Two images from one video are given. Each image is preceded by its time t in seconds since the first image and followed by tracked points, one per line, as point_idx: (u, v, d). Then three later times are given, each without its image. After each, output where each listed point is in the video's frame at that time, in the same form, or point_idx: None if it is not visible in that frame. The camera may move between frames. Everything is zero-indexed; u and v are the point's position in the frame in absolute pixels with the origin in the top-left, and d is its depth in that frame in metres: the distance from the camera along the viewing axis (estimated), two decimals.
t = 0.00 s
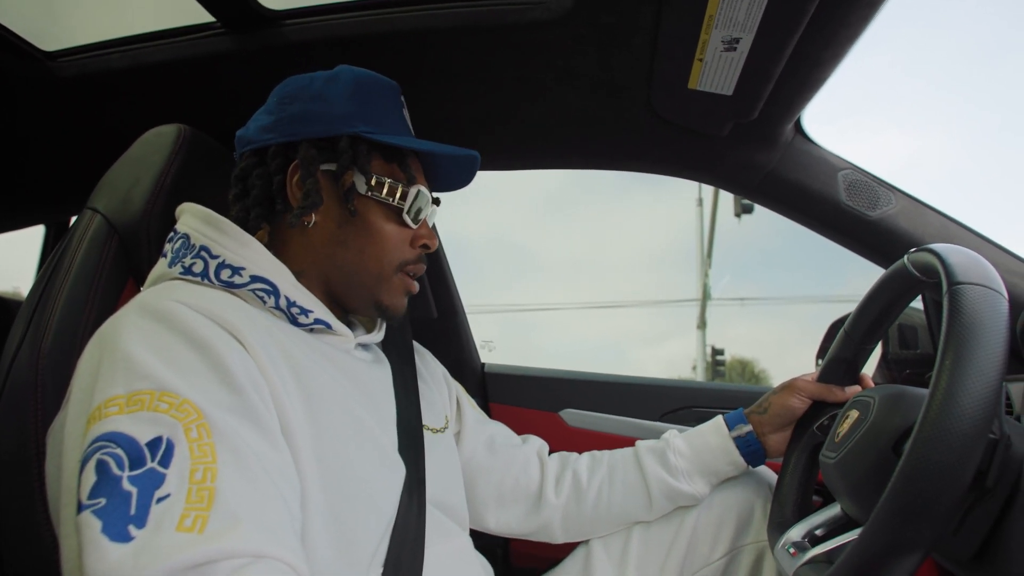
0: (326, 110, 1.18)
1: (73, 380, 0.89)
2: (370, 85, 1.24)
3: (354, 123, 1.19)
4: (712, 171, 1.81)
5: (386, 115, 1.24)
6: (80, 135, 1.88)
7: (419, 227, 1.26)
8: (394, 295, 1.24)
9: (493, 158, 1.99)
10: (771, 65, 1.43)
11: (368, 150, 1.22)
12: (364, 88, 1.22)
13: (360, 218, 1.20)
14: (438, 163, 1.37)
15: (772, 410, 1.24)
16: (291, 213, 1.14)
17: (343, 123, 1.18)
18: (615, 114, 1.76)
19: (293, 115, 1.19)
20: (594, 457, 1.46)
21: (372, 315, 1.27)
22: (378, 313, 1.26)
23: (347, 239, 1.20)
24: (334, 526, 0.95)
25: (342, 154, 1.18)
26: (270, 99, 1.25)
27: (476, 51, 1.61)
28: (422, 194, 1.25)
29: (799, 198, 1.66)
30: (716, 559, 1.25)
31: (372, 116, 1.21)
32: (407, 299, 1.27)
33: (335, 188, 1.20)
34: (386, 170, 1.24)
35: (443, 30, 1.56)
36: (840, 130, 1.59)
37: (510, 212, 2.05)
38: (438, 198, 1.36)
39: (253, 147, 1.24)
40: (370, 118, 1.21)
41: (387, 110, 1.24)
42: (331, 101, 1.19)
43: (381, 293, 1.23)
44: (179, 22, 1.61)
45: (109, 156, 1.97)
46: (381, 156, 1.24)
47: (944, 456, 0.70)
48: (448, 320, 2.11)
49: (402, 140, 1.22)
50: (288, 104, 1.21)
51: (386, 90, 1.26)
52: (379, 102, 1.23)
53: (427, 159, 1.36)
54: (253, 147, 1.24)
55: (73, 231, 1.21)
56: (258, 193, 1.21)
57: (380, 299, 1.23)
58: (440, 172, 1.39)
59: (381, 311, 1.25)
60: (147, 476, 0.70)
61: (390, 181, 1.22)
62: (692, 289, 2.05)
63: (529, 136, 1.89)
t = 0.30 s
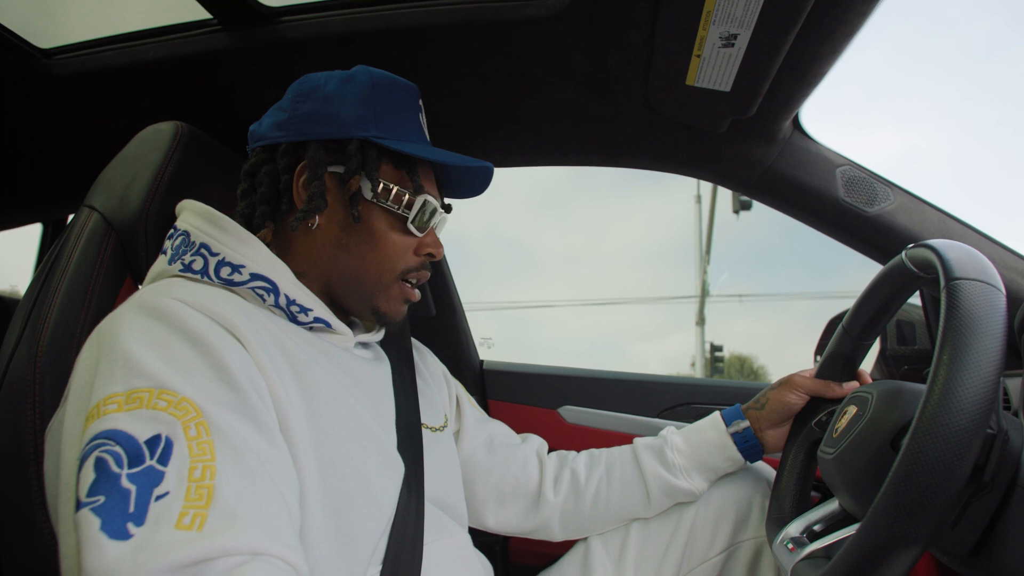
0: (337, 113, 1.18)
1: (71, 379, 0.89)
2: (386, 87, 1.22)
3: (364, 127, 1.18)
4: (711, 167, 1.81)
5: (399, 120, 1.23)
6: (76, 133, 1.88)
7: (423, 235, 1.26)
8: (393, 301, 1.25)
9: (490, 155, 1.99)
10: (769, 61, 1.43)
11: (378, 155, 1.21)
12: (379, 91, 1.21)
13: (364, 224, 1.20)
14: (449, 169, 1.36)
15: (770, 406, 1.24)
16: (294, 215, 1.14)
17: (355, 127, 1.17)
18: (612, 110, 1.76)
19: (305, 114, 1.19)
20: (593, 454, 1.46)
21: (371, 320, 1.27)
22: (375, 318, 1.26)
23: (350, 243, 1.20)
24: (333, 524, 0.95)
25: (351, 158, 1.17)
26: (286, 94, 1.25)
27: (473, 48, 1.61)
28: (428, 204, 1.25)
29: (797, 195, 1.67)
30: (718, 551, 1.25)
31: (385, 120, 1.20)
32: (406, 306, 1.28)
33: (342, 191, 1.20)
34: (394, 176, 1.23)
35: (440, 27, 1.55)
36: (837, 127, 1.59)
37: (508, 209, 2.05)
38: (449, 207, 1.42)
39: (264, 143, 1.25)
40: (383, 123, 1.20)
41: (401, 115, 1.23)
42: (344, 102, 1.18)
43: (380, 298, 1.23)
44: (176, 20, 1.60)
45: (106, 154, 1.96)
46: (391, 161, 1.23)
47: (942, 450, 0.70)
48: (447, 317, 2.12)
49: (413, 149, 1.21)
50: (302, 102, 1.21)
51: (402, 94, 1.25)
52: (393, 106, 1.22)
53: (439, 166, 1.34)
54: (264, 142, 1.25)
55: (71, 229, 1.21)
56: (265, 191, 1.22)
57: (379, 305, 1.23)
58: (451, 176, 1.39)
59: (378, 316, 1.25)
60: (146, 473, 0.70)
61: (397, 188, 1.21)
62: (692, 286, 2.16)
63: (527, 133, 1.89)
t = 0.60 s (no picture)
0: (340, 111, 1.17)
1: (72, 378, 0.89)
2: (390, 86, 1.21)
3: (368, 125, 1.17)
4: (713, 164, 1.80)
5: (403, 120, 1.22)
6: (78, 132, 1.88)
7: (424, 236, 1.25)
8: (391, 304, 1.23)
9: (492, 152, 1.98)
10: (771, 56, 1.42)
11: (379, 155, 1.20)
12: (383, 89, 1.20)
13: (364, 224, 1.19)
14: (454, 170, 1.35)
15: (771, 403, 1.24)
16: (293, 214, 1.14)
17: (357, 126, 1.16)
18: (614, 107, 1.75)
19: (309, 112, 1.19)
20: (595, 453, 1.46)
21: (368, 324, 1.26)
22: (372, 322, 1.24)
23: (349, 243, 1.19)
24: (334, 524, 0.95)
25: (351, 157, 1.17)
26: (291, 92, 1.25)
27: (474, 45, 1.60)
28: (428, 205, 1.24)
29: (801, 191, 1.66)
30: (719, 552, 1.25)
31: (388, 120, 1.19)
32: (406, 310, 1.26)
33: (342, 190, 1.20)
34: (395, 176, 1.22)
35: (440, 23, 1.55)
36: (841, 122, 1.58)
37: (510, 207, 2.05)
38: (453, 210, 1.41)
39: (267, 141, 1.25)
40: (386, 122, 1.19)
41: (405, 114, 1.22)
42: (347, 101, 1.17)
43: (378, 301, 1.22)
44: (176, 18, 1.60)
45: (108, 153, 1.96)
46: (392, 162, 1.22)
47: (947, 448, 0.69)
48: (449, 315, 2.11)
49: (415, 149, 1.19)
50: (305, 100, 1.20)
51: (406, 93, 1.24)
52: (397, 106, 1.21)
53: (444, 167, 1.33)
54: (266, 141, 1.25)
55: (71, 229, 1.21)
56: (266, 188, 1.23)
57: (376, 308, 1.22)
58: (455, 177, 1.38)
59: (376, 320, 1.24)
60: (147, 473, 0.69)
61: (398, 188, 1.21)
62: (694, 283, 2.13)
63: (528, 130, 1.88)
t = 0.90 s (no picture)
0: (357, 114, 1.18)
1: (78, 378, 0.89)
2: (410, 91, 1.22)
3: (382, 129, 1.17)
4: (718, 161, 1.80)
5: (419, 125, 1.22)
6: (82, 133, 1.88)
7: (433, 242, 1.24)
8: (397, 307, 1.22)
9: (495, 150, 1.98)
10: (776, 52, 1.41)
11: (393, 158, 1.21)
12: (402, 94, 1.21)
13: (373, 226, 1.19)
14: (466, 178, 1.36)
15: (777, 401, 1.23)
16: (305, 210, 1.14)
17: (373, 128, 1.17)
18: (617, 105, 1.75)
19: (326, 113, 1.20)
20: (600, 451, 1.46)
21: (373, 325, 1.26)
22: (379, 323, 1.24)
23: (357, 244, 1.19)
24: (340, 523, 0.95)
25: (366, 158, 1.17)
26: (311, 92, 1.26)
27: (477, 43, 1.60)
28: (439, 211, 1.23)
29: (805, 187, 1.65)
30: (725, 550, 1.23)
31: (404, 124, 1.20)
32: (412, 312, 1.26)
33: (354, 192, 1.19)
34: (408, 180, 1.23)
35: (443, 22, 1.54)
36: (846, 119, 1.57)
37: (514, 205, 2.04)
38: (463, 218, 1.40)
39: (284, 138, 1.25)
40: (401, 127, 1.19)
41: (421, 119, 1.23)
42: (365, 103, 1.18)
43: (384, 303, 1.21)
44: (179, 18, 1.60)
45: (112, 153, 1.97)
46: (406, 166, 1.23)
47: (956, 446, 0.69)
48: (453, 314, 2.11)
49: (430, 155, 1.20)
50: (324, 101, 1.21)
51: (425, 99, 1.25)
52: (414, 111, 1.22)
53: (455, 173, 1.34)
54: (282, 138, 1.26)
55: (76, 229, 1.21)
56: (278, 185, 1.22)
57: (381, 310, 1.22)
58: (467, 185, 1.39)
59: (382, 321, 1.24)
60: (152, 473, 0.70)
61: (410, 193, 1.21)
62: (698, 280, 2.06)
63: (532, 128, 1.87)
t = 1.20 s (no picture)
0: (364, 116, 1.18)
1: (81, 378, 0.89)
2: (419, 94, 1.22)
3: (389, 131, 1.17)
4: (717, 158, 1.80)
5: (427, 129, 1.22)
6: (82, 134, 1.89)
7: (436, 245, 1.25)
8: (400, 307, 1.23)
9: (495, 149, 1.98)
10: (775, 49, 1.41)
11: (400, 161, 1.21)
12: (410, 97, 1.21)
13: (378, 227, 1.19)
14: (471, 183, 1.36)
15: (777, 397, 1.24)
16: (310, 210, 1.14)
17: (380, 131, 1.17)
18: (617, 102, 1.75)
19: (333, 114, 1.20)
20: (601, 449, 1.46)
21: (375, 325, 1.26)
22: (381, 323, 1.25)
23: (362, 244, 1.19)
24: (342, 522, 0.95)
25: (372, 160, 1.17)
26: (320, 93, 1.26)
27: (476, 42, 1.60)
28: (444, 215, 1.24)
29: (805, 184, 1.66)
30: (726, 547, 1.24)
31: (412, 127, 1.20)
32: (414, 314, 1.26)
33: (359, 193, 1.19)
34: (413, 183, 1.23)
35: (442, 21, 1.54)
36: (846, 116, 1.57)
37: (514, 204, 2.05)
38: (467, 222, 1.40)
39: (291, 138, 1.26)
40: (409, 130, 1.19)
41: (429, 123, 1.23)
42: (374, 105, 1.18)
43: (386, 303, 1.21)
44: (178, 18, 1.60)
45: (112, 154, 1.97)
46: (412, 169, 1.23)
47: (955, 440, 0.69)
48: (454, 313, 2.11)
49: (436, 159, 1.20)
50: (333, 102, 1.21)
51: (433, 104, 1.25)
52: (421, 115, 1.22)
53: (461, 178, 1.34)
54: (290, 137, 1.26)
55: (77, 229, 1.22)
56: (285, 183, 1.23)
57: (385, 310, 1.22)
58: (472, 191, 1.39)
59: (384, 321, 1.24)
60: (155, 472, 0.70)
61: (415, 196, 1.21)
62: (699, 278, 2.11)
63: (532, 126, 1.88)
